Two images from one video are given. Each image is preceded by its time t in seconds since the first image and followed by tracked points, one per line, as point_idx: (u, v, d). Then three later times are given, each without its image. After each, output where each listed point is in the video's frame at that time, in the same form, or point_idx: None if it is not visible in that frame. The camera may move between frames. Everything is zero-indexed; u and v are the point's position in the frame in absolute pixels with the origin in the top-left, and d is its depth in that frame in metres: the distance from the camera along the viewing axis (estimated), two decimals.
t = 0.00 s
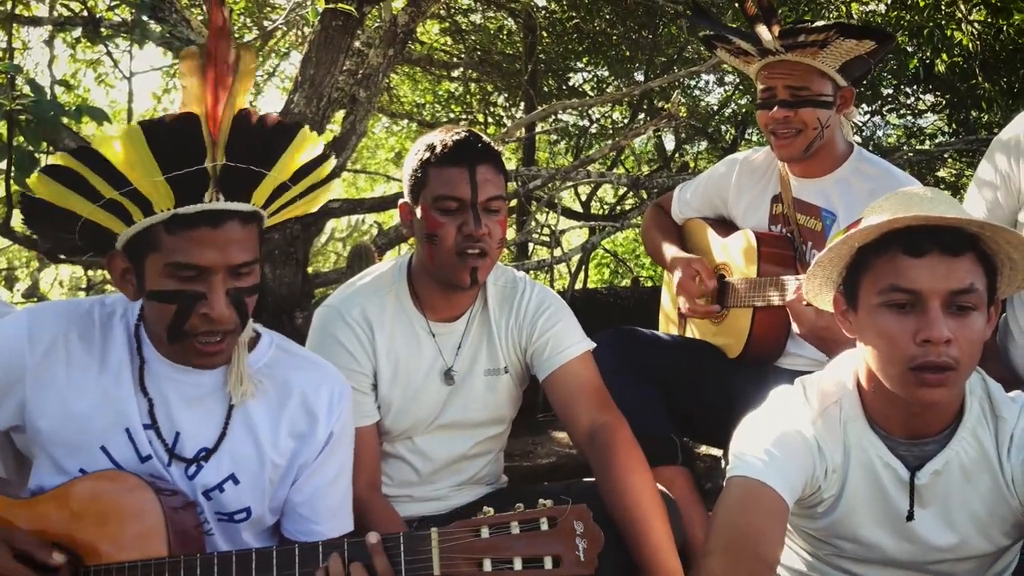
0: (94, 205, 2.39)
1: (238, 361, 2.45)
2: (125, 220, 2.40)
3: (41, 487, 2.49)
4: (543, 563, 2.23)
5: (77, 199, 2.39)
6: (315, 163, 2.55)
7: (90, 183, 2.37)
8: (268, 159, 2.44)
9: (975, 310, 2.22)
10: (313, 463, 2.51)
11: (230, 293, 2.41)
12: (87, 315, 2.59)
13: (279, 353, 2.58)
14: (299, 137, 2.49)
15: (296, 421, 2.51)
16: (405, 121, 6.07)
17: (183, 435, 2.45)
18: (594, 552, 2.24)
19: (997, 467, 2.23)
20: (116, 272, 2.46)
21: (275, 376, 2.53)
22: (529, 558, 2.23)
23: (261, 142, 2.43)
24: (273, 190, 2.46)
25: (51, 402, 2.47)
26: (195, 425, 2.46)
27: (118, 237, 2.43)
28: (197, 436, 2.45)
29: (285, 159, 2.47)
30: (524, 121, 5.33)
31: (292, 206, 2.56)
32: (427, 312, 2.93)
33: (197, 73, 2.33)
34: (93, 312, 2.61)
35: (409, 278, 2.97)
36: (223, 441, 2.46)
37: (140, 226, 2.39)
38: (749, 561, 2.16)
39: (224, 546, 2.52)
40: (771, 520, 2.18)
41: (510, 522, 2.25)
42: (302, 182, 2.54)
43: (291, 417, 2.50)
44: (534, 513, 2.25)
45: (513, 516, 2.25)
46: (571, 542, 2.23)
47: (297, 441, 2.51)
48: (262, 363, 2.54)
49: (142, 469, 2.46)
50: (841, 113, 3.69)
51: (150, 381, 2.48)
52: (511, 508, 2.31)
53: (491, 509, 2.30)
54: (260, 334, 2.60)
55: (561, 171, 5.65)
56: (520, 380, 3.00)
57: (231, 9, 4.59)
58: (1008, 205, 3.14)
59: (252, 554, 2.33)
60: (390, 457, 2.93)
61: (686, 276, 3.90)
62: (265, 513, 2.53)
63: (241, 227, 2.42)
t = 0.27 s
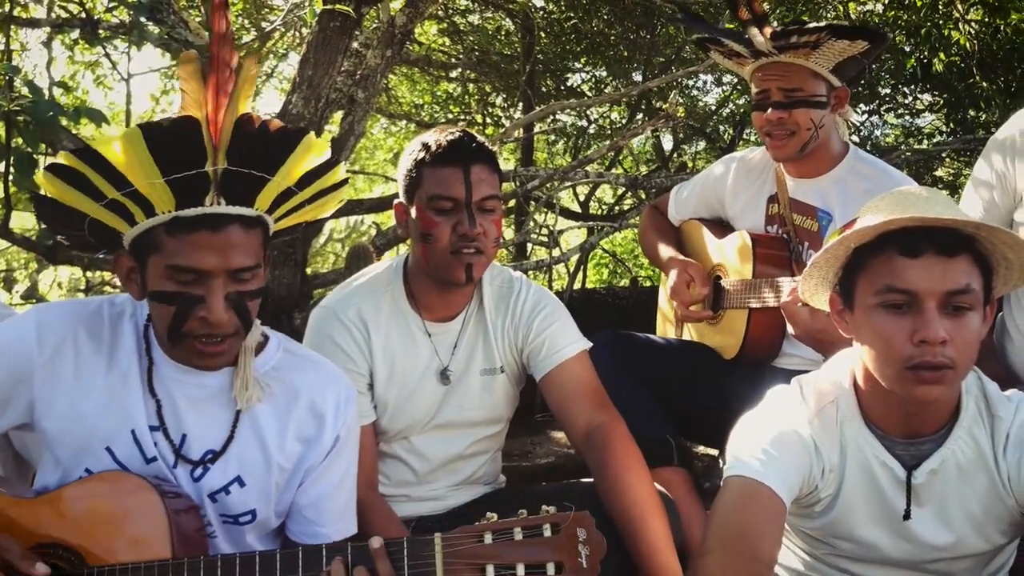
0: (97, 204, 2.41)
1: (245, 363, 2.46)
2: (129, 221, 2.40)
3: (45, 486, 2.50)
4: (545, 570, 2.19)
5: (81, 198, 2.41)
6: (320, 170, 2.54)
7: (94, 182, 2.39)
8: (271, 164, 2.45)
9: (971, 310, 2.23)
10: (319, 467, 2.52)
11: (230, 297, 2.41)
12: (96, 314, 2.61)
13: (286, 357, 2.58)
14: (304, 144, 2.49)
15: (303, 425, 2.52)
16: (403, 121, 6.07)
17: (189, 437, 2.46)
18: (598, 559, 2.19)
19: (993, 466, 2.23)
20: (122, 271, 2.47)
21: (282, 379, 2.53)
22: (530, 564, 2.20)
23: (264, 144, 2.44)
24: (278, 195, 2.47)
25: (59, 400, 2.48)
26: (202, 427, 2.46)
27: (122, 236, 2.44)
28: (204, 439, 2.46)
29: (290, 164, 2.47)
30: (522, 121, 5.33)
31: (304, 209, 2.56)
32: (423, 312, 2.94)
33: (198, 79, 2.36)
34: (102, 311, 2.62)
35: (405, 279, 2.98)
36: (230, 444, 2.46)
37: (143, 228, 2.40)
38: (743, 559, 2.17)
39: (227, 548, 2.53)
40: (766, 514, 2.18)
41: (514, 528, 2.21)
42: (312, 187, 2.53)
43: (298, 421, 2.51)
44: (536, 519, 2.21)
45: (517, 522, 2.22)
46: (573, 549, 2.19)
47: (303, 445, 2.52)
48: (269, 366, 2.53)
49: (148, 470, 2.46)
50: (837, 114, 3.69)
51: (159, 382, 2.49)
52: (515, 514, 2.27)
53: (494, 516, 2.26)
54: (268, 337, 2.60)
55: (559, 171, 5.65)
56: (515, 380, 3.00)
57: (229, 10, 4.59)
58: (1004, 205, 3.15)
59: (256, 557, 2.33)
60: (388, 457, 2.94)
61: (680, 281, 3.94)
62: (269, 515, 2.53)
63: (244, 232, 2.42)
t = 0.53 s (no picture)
0: (124, 211, 2.41)
1: (249, 373, 2.48)
2: (155, 229, 2.41)
3: (44, 488, 2.50)
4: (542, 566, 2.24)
5: (109, 206, 2.41)
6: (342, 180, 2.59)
7: (123, 189, 2.39)
8: (298, 175, 2.49)
9: (966, 308, 2.23)
10: (319, 467, 2.53)
11: (253, 304, 2.42)
12: (96, 318, 2.60)
13: (286, 359, 2.60)
14: (328, 156, 2.54)
15: (303, 426, 2.53)
16: (402, 123, 6.07)
17: (191, 439, 2.46)
18: (593, 556, 2.25)
19: (989, 464, 2.24)
20: (138, 277, 2.47)
21: (283, 381, 2.55)
22: (528, 561, 2.24)
23: (293, 153, 2.48)
24: (302, 204, 2.51)
25: (59, 404, 2.49)
26: (202, 429, 2.47)
27: (144, 244, 2.44)
28: (205, 441, 2.47)
29: (314, 174, 2.52)
30: (521, 122, 5.34)
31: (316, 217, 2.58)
32: (422, 313, 2.94)
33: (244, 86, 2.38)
34: (101, 315, 2.62)
35: (405, 280, 2.99)
36: (231, 446, 2.47)
37: (169, 235, 2.40)
38: (739, 558, 2.18)
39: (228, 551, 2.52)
40: (764, 513, 2.19)
41: (510, 526, 2.24)
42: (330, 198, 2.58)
43: (298, 422, 2.53)
44: (533, 517, 2.25)
45: (513, 520, 2.25)
46: (570, 546, 2.24)
47: (303, 445, 2.54)
48: (270, 368, 2.56)
49: (149, 473, 2.46)
50: (833, 114, 3.71)
51: (161, 387, 2.50)
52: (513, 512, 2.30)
53: (490, 513, 2.30)
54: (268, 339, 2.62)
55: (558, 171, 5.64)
56: (515, 382, 3.01)
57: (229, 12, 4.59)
58: (1002, 204, 3.16)
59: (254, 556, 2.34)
60: (387, 458, 2.95)
61: (671, 303, 3.94)
62: (270, 517, 2.53)
63: (269, 240, 2.43)
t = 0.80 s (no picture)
0: (111, 196, 2.43)
1: (243, 364, 2.48)
2: (142, 213, 2.43)
3: (48, 488, 2.51)
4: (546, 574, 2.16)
5: (97, 189, 2.43)
6: (329, 166, 2.59)
7: (109, 172, 2.41)
8: (284, 157, 2.49)
9: (959, 307, 2.24)
10: (317, 463, 2.53)
11: (242, 288, 2.42)
12: (92, 316, 2.62)
13: (284, 355, 2.60)
14: (314, 137, 2.54)
15: (301, 421, 2.54)
16: (403, 124, 6.08)
17: (189, 435, 2.47)
18: (599, 565, 2.18)
19: (984, 463, 2.24)
20: (128, 268, 2.48)
21: (280, 377, 2.56)
22: (532, 568, 2.17)
23: (278, 134, 2.48)
24: (289, 188, 2.51)
25: (58, 400, 2.49)
26: (201, 426, 2.48)
27: (133, 229, 2.46)
28: (203, 437, 2.47)
29: (301, 157, 2.52)
30: (522, 123, 5.35)
31: (303, 212, 2.60)
32: (424, 313, 2.95)
33: (222, 63, 2.39)
34: (98, 313, 2.63)
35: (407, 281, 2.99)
36: (229, 442, 2.48)
37: (156, 218, 2.43)
38: (736, 558, 2.18)
39: (228, 547, 2.53)
40: (759, 512, 2.19)
41: (515, 532, 2.20)
42: (318, 184, 2.59)
43: (296, 419, 2.53)
44: (538, 523, 2.20)
45: (519, 526, 2.21)
46: (575, 553, 2.16)
47: (302, 441, 2.54)
48: (266, 364, 2.56)
49: (148, 470, 2.47)
50: (830, 113, 3.71)
51: (158, 382, 2.50)
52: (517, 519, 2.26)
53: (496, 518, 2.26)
54: (264, 336, 2.62)
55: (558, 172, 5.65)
56: (516, 381, 3.01)
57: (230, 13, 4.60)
58: (1004, 204, 3.16)
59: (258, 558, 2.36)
60: (388, 458, 2.95)
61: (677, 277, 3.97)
62: (269, 514, 2.54)
63: (256, 224, 2.44)
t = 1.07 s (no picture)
0: (116, 194, 2.43)
1: (242, 359, 2.49)
2: (146, 211, 2.43)
3: (47, 488, 2.53)
4: (542, 555, 2.23)
5: (103, 186, 2.43)
6: (327, 161, 2.61)
7: (116, 170, 2.41)
8: (286, 155, 2.52)
9: (937, 304, 2.26)
10: (315, 457, 2.54)
11: (247, 283, 2.44)
12: (88, 316, 2.62)
13: (279, 349, 2.61)
14: (313, 138, 2.55)
15: (299, 415, 2.54)
16: (406, 123, 6.08)
17: (187, 431, 2.48)
18: (594, 547, 2.24)
19: (972, 459, 2.24)
20: (128, 263, 2.49)
21: (277, 371, 2.56)
22: (528, 550, 2.24)
23: (280, 134, 2.50)
24: (290, 185, 2.53)
25: (55, 398, 2.50)
26: (199, 422, 2.48)
27: (136, 227, 2.46)
28: (202, 432, 2.48)
29: (302, 155, 2.54)
30: (524, 122, 5.36)
31: (299, 205, 2.60)
32: (426, 311, 2.96)
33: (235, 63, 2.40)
34: (94, 314, 2.64)
35: (409, 279, 3.00)
36: (227, 436, 2.48)
37: (161, 216, 2.43)
38: (730, 561, 2.15)
39: (229, 541, 2.54)
40: (749, 514, 2.19)
41: (510, 515, 2.26)
42: (315, 178, 2.60)
43: (294, 413, 2.54)
44: (533, 506, 2.25)
45: (513, 509, 2.26)
46: (570, 536, 2.23)
47: (299, 435, 2.55)
48: (262, 359, 2.57)
49: (149, 466, 2.48)
50: (835, 115, 3.71)
51: (154, 379, 2.50)
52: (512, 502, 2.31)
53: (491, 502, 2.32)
54: (259, 331, 2.63)
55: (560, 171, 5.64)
56: (519, 380, 3.03)
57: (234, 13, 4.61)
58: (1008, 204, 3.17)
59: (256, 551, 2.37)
60: (391, 456, 2.96)
61: (681, 276, 3.97)
62: (269, 508, 2.55)
63: (259, 220, 2.46)
